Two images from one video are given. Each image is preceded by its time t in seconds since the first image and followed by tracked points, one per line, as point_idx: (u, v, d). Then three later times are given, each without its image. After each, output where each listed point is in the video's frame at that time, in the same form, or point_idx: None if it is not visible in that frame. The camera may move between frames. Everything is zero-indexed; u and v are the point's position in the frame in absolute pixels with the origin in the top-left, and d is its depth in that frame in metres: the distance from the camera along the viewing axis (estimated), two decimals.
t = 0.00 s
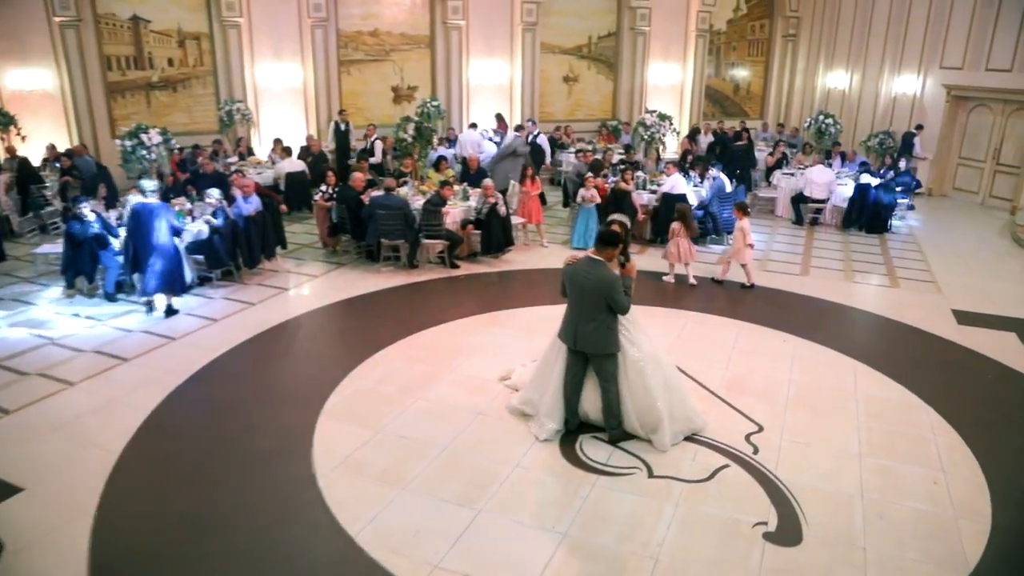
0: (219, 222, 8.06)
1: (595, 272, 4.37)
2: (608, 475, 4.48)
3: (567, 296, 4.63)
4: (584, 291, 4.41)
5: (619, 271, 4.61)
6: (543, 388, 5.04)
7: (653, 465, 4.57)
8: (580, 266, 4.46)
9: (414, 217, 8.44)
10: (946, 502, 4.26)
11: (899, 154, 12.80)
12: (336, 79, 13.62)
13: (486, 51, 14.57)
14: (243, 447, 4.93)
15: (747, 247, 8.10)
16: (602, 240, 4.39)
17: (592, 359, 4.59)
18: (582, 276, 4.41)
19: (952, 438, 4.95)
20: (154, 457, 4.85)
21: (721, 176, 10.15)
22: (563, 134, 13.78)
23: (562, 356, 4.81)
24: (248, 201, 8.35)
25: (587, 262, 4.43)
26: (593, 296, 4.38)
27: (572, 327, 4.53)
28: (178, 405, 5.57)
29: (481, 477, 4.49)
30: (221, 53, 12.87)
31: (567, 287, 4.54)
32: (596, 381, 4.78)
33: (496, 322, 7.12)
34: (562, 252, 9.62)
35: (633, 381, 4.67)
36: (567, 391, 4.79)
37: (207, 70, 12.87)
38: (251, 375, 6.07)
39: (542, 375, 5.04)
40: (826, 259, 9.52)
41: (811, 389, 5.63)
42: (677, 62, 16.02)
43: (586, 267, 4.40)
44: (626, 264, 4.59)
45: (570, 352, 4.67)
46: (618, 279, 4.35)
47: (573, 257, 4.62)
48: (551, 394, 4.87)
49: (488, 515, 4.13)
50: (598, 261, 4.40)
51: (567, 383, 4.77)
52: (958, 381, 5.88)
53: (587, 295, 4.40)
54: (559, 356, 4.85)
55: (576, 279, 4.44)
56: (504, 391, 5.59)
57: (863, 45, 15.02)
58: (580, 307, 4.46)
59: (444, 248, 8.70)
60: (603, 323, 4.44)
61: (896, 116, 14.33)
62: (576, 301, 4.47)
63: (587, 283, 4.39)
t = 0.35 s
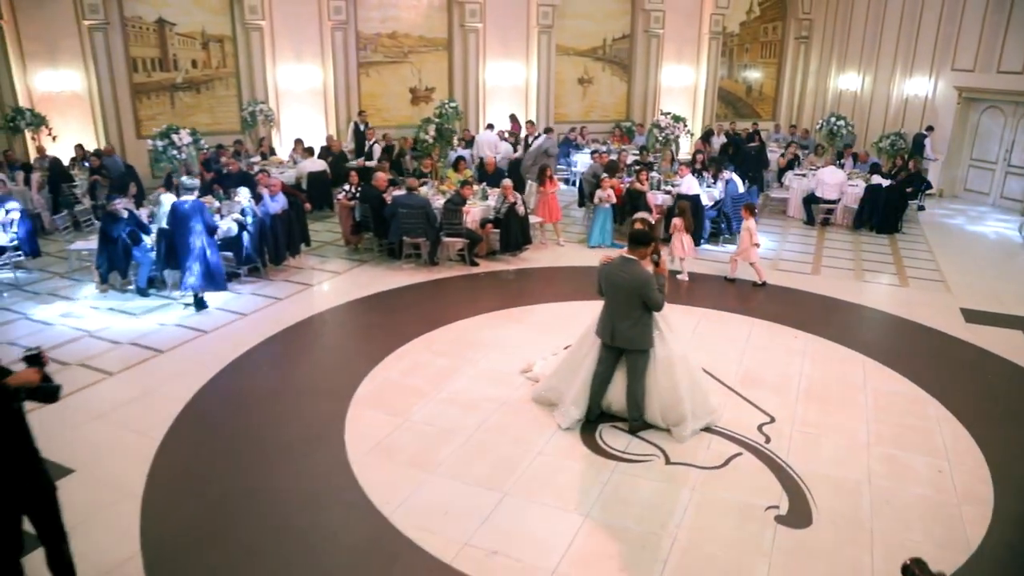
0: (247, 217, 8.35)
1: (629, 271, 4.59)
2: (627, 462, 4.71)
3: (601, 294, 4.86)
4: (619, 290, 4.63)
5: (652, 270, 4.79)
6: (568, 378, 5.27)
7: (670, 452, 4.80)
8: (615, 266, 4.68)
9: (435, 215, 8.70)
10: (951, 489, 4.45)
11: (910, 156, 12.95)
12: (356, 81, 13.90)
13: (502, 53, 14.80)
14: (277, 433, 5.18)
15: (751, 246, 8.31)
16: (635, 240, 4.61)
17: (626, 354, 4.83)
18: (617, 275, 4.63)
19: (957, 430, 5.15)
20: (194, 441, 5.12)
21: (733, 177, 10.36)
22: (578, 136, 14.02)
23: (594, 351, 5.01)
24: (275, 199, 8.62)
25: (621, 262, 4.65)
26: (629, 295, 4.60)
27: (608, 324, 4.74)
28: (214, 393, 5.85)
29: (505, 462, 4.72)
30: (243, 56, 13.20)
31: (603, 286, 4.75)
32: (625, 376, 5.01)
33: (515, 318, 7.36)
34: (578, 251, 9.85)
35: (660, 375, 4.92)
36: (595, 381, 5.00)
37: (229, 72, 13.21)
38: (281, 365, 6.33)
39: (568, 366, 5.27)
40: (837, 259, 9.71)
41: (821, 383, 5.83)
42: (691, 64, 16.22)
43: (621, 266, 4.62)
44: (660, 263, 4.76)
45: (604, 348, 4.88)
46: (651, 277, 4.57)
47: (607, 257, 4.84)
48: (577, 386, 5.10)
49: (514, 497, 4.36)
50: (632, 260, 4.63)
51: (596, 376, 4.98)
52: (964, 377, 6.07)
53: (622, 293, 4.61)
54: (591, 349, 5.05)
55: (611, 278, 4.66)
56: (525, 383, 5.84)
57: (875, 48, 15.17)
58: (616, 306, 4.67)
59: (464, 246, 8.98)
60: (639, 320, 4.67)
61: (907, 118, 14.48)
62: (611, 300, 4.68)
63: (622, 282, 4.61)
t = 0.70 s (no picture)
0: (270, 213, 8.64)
1: (655, 266, 4.81)
2: (645, 448, 4.93)
3: (629, 291, 5.06)
4: (649, 284, 4.83)
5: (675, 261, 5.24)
6: (594, 369, 5.49)
7: (686, 439, 5.02)
8: (642, 263, 4.89)
9: (452, 212, 8.98)
10: (952, 473, 4.67)
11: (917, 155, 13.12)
12: (370, 82, 14.14)
13: (513, 54, 15.01)
14: (307, 419, 5.43)
15: (753, 241, 8.70)
16: (657, 236, 4.83)
17: (654, 347, 5.04)
18: (646, 270, 4.84)
19: (960, 418, 5.36)
20: (227, 425, 5.37)
21: (742, 176, 10.57)
22: (588, 135, 14.25)
23: (623, 345, 5.23)
24: (296, 198, 8.90)
25: (646, 259, 4.87)
26: (660, 288, 4.80)
27: (641, 318, 4.94)
28: (244, 382, 6.07)
29: (526, 447, 4.95)
30: (260, 57, 13.46)
31: (632, 283, 4.95)
32: (651, 368, 5.24)
33: (531, 312, 7.60)
34: (590, 248, 10.06)
35: (686, 366, 5.17)
36: (623, 373, 5.19)
37: (246, 72, 13.47)
38: (306, 355, 6.57)
39: (594, 358, 5.48)
40: (844, 256, 9.93)
41: (828, 374, 6.05)
42: (699, 64, 16.40)
43: (646, 262, 4.85)
44: (682, 254, 5.23)
45: (634, 342, 5.06)
46: (676, 270, 4.79)
47: (630, 256, 5.05)
48: (607, 377, 5.33)
49: (536, 479, 4.59)
50: (658, 254, 4.84)
51: (626, 367, 5.17)
52: (967, 369, 6.28)
53: (651, 287, 4.82)
54: (621, 343, 5.26)
55: (640, 275, 4.87)
56: (543, 373, 6.08)
57: (882, 49, 15.34)
58: (647, 299, 4.88)
59: (480, 243, 9.25)
60: (669, 310, 4.87)
61: (914, 118, 14.64)
62: (641, 295, 4.89)
63: (651, 277, 4.81)
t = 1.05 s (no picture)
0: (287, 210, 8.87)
1: (663, 258, 5.03)
2: (658, 434, 5.13)
3: (639, 285, 5.29)
4: (656, 276, 5.06)
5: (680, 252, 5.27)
6: (607, 361, 5.67)
7: (697, 425, 5.22)
8: (647, 257, 5.11)
9: (465, 209, 9.29)
10: (952, 457, 4.87)
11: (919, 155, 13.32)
12: (380, 82, 14.36)
13: (521, 55, 15.22)
14: (331, 406, 5.64)
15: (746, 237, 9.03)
16: (661, 229, 5.05)
17: (665, 335, 5.27)
18: (652, 263, 5.07)
19: (960, 406, 5.57)
20: (254, 411, 5.58)
21: (748, 174, 10.77)
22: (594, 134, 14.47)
23: (634, 335, 5.44)
24: (313, 195, 9.12)
25: (653, 252, 5.08)
26: (667, 279, 5.03)
27: (652, 310, 5.17)
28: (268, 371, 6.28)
29: (543, 433, 5.16)
30: (272, 57, 13.68)
31: (640, 277, 5.18)
32: (661, 356, 5.44)
33: (543, 306, 7.82)
34: (599, 245, 10.28)
35: (695, 354, 5.36)
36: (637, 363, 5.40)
37: (258, 73, 13.70)
38: (327, 346, 6.79)
39: (607, 350, 5.67)
40: (848, 252, 10.15)
41: (833, 365, 6.26)
42: (704, 65, 16.59)
43: (654, 255, 5.06)
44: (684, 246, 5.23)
45: (646, 331, 5.31)
46: (683, 261, 5.02)
47: (635, 251, 5.25)
48: (620, 367, 5.53)
49: (554, 463, 4.79)
50: (664, 247, 5.06)
51: (638, 357, 5.39)
52: (967, 360, 6.48)
53: (659, 278, 5.04)
54: (632, 333, 5.48)
55: (647, 268, 5.10)
56: (558, 364, 6.30)
57: (885, 50, 15.54)
58: (656, 290, 5.10)
59: (491, 240, 9.50)
60: (678, 300, 5.09)
61: (916, 118, 14.82)
62: (650, 287, 5.12)
63: (658, 269, 5.04)
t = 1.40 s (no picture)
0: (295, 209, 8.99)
1: (653, 250, 5.24)
2: (660, 421, 5.33)
3: (628, 275, 5.51)
4: (646, 266, 5.26)
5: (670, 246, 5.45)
6: (604, 351, 5.89)
7: (697, 413, 5.43)
8: (638, 247, 5.33)
9: (469, 207, 9.55)
10: (945, 442, 5.09)
11: (911, 153, 13.58)
12: (381, 83, 14.53)
13: (520, 56, 15.42)
14: (346, 395, 5.81)
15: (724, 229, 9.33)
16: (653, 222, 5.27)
17: (654, 325, 5.48)
18: (642, 253, 5.29)
19: (951, 394, 5.79)
20: (271, 400, 5.72)
21: (745, 172, 11.00)
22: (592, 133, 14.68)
23: (626, 325, 5.68)
24: (320, 194, 9.34)
25: (645, 243, 5.31)
26: (655, 270, 5.24)
27: (639, 299, 5.38)
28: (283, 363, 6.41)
29: (552, 422, 5.35)
30: (275, 58, 13.83)
31: (630, 267, 5.39)
32: (655, 345, 5.68)
33: (547, 301, 8.02)
34: (600, 243, 10.49)
35: (687, 343, 5.60)
36: (630, 351, 5.62)
37: (260, 74, 13.85)
38: (338, 339, 6.95)
39: (606, 340, 5.88)
40: (842, 248, 10.39)
41: (829, 356, 6.49)
42: (700, 65, 16.81)
43: (643, 247, 5.29)
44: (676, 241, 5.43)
45: (634, 320, 5.52)
46: (672, 254, 5.22)
47: (628, 243, 5.48)
48: (618, 356, 5.73)
49: (564, 450, 4.99)
50: (655, 239, 5.28)
51: (631, 346, 5.61)
52: (959, 351, 6.72)
53: (647, 268, 5.26)
54: (625, 323, 5.73)
55: (637, 258, 5.30)
56: (564, 356, 6.50)
57: (878, 50, 15.79)
58: (643, 280, 5.31)
59: (495, 237, 9.72)
60: (665, 291, 5.30)
61: (909, 117, 15.09)
62: (639, 277, 5.32)
63: (648, 260, 5.25)
